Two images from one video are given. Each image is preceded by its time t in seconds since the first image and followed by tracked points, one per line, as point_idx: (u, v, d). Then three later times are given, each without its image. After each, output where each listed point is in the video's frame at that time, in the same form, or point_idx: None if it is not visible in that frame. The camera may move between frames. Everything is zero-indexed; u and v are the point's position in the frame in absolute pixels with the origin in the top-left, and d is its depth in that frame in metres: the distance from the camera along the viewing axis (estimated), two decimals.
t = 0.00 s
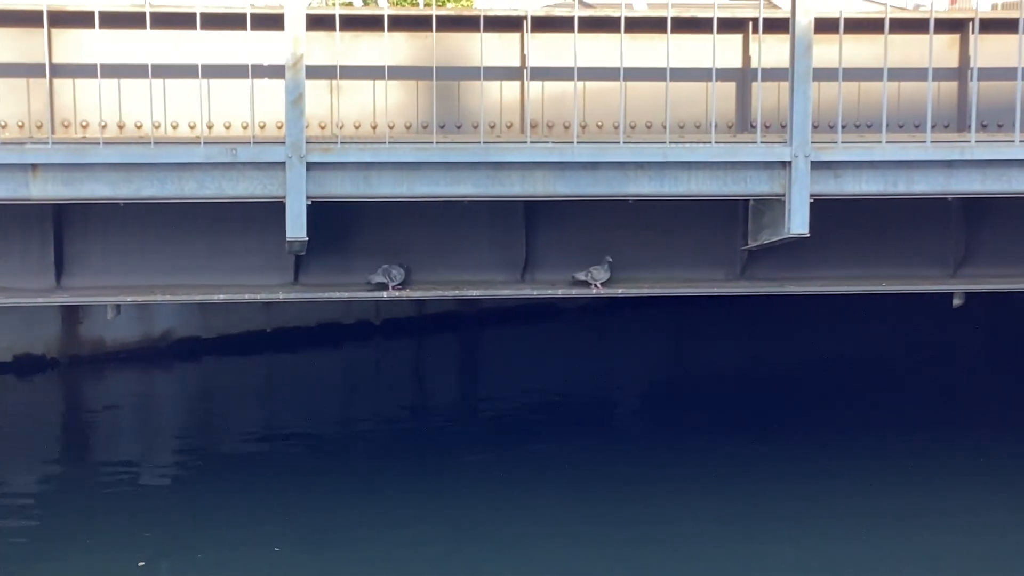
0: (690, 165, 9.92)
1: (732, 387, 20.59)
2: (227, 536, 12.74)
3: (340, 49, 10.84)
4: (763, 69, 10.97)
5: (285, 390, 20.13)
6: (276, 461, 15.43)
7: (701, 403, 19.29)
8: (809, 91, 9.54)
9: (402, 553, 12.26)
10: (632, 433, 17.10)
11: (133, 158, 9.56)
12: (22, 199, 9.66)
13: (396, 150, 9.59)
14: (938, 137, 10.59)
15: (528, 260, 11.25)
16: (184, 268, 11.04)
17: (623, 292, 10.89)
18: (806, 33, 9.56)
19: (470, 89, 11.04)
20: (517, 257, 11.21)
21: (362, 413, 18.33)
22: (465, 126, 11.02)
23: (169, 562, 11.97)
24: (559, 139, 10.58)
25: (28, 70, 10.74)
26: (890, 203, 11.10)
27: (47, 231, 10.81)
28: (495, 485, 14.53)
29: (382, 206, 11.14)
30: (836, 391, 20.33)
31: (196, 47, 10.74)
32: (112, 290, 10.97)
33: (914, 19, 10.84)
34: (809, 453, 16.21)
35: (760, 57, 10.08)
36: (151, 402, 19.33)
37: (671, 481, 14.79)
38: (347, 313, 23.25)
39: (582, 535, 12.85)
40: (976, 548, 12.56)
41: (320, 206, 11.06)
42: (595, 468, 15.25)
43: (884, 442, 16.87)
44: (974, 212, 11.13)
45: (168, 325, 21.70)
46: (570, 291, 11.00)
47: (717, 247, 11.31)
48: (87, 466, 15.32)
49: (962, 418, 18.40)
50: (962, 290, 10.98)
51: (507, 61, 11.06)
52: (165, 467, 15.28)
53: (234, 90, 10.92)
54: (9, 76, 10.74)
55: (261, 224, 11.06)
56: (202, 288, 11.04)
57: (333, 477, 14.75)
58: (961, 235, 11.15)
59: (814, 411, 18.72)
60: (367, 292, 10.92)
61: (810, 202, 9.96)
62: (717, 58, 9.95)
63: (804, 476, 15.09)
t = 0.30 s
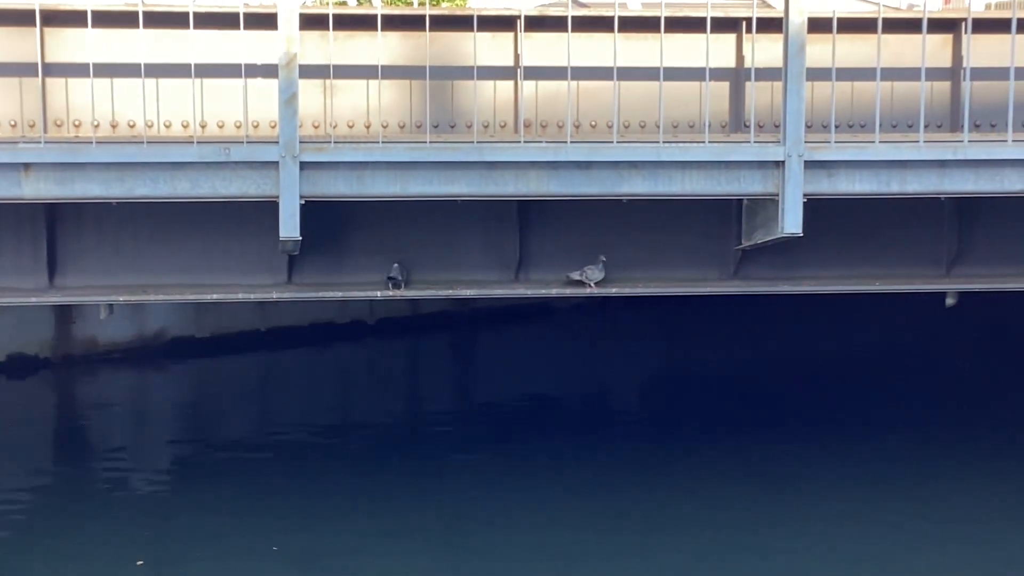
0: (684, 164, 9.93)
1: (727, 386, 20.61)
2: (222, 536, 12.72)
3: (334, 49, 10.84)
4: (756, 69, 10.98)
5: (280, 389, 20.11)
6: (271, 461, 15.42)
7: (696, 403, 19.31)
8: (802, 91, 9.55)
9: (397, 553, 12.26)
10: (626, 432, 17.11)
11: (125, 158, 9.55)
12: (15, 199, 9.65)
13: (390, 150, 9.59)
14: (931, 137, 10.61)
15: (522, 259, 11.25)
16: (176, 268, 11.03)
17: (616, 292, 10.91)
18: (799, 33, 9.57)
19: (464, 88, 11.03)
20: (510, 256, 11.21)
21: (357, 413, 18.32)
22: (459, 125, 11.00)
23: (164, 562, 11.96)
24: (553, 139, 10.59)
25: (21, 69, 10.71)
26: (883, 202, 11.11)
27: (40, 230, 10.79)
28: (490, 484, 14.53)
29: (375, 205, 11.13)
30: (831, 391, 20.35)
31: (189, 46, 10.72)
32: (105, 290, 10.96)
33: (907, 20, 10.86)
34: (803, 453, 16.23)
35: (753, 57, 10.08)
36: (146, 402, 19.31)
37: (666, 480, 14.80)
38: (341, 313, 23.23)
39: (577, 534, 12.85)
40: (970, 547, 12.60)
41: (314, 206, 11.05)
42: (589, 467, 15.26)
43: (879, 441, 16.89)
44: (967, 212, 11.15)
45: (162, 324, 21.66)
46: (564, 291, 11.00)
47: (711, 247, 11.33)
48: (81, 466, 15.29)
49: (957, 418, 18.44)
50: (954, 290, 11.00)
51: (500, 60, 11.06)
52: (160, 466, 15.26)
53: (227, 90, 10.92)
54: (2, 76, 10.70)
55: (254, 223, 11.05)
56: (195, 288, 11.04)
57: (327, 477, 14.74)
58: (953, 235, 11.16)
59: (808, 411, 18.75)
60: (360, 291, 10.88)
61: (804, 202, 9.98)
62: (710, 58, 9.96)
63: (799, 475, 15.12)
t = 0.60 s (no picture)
0: (683, 162, 9.93)
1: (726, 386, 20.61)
2: (222, 535, 12.71)
3: (333, 47, 10.84)
4: (756, 67, 10.98)
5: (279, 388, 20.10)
6: (270, 460, 15.41)
7: (696, 402, 19.31)
8: (802, 90, 9.54)
9: (397, 551, 12.25)
10: (626, 431, 17.10)
11: (125, 156, 9.55)
12: (15, 197, 9.64)
13: (389, 148, 9.58)
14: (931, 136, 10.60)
15: (522, 258, 11.24)
16: (176, 266, 11.01)
17: (616, 290, 10.90)
18: (799, 31, 9.57)
19: (464, 86, 11.01)
20: (511, 254, 11.21)
21: (357, 411, 18.32)
22: (459, 124, 10.99)
23: (164, 560, 11.94)
24: (553, 138, 10.58)
25: (21, 67, 10.71)
26: (883, 201, 11.10)
27: (39, 228, 10.77)
28: (490, 483, 14.52)
29: (375, 204, 11.12)
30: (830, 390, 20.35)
31: (189, 44, 10.72)
32: (104, 287, 10.94)
33: (907, 18, 10.85)
34: (803, 452, 16.23)
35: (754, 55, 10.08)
36: (145, 401, 19.30)
37: (665, 479, 14.79)
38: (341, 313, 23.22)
39: (577, 533, 12.84)
40: (969, 546, 12.59)
41: (314, 204, 11.04)
42: (589, 466, 15.25)
43: (879, 440, 16.90)
44: (967, 211, 11.14)
45: (161, 324, 21.63)
46: (564, 290, 11.01)
47: (711, 245, 11.32)
48: (80, 464, 15.28)
49: (956, 417, 18.43)
50: (954, 289, 10.99)
51: (500, 58, 11.06)
52: (159, 465, 15.25)
53: (227, 88, 10.92)
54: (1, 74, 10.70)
55: (254, 221, 11.06)
56: (195, 286, 11.03)
57: (327, 476, 14.72)
58: (954, 234, 11.14)
59: (808, 410, 18.75)
60: (361, 290, 10.91)
61: (804, 201, 9.98)
62: (710, 57, 9.95)
63: (799, 474, 15.13)
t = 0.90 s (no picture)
0: (688, 160, 9.93)
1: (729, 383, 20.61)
2: (225, 532, 12.72)
3: (339, 45, 10.84)
4: (761, 65, 10.96)
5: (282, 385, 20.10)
6: (274, 457, 15.41)
7: (699, 399, 19.31)
8: (807, 87, 9.54)
9: (401, 549, 12.25)
10: (629, 429, 17.11)
11: (130, 153, 9.55)
12: (19, 194, 9.63)
13: (394, 146, 9.59)
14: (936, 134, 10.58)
15: (526, 256, 11.24)
16: (181, 264, 11.02)
17: (621, 288, 10.90)
18: (804, 29, 9.60)
19: (468, 84, 11.02)
20: (515, 252, 11.21)
21: (360, 409, 18.33)
22: (463, 121, 10.99)
23: (168, 557, 11.95)
24: (557, 135, 10.57)
25: (26, 65, 10.70)
26: (887, 199, 11.09)
27: (44, 226, 10.76)
28: (493, 481, 14.51)
29: (379, 202, 11.10)
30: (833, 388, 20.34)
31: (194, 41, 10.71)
32: (109, 285, 10.94)
33: (912, 16, 10.84)
34: (806, 450, 16.21)
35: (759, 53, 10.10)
36: (149, 398, 19.31)
37: (669, 477, 14.78)
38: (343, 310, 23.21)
39: (580, 531, 12.84)
40: (973, 545, 12.58)
41: (318, 202, 11.03)
42: (592, 464, 15.24)
43: (882, 438, 16.90)
44: (971, 209, 11.13)
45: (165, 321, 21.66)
46: (569, 287, 11.00)
47: (715, 243, 11.32)
48: (85, 461, 15.29)
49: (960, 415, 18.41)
50: (958, 287, 10.97)
51: (505, 55, 11.05)
52: (163, 462, 15.26)
53: (232, 85, 10.91)
54: (6, 71, 10.69)
55: (259, 219, 11.06)
56: (200, 284, 11.03)
57: (330, 473, 14.72)
58: (958, 232, 11.14)
59: (811, 409, 18.73)
60: (365, 287, 10.93)
61: (809, 199, 9.97)
62: (715, 54, 9.92)
63: (803, 472, 15.13)
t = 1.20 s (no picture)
0: (696, 159, 9.93)
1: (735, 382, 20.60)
2: (231, 529, 12.73)
3: (347, 42, 10.83)
4: (770, 63, 10.94)
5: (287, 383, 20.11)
6: (280, 455, 15.42)
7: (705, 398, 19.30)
8: (816, 86, 9.54)
9: (407, 547, 12.25)
10: (635, 427, 17.11)
11: (138, 151, 9.55)
12: (27, 192, 9.64)
13: (402, 144, 9.59)
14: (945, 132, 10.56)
15: (534, 254, 11.24)
16: (188, 262, 11.02)
17: (629, 286, 10.88)
18: (813, 28, 9.56)
19: (477, 82, 11.01)
20: (523, 250, 11.21)
21: (366, 407, 18.34)
22: (471, 120, 10.99)
23: (175, 555, 11.96)
24: (566, 133, 10.57)
25: (34, 62, 10.70)
26: (896, 198, 11.07)
27: (52, 223, 10.77)
28: (498, 479, 14.51)
29: (387, 200, 11.10)
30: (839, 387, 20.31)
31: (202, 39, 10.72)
32: (118, 282, 10.97)
33: (922, 15, 10.82)
34: (812, 449, 16.20)
35: (767, 51, 10.09)
36: (156, 395, 19.34)
37: (675, 476, 14.77)
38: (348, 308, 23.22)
39: (586, 530, 12.84)
40: (981, 545, 12.57)
41: (326, 200, 11.03)
42: (598, 463, 15.23)
43: (888, 437, 16.88)
44: (979, 208, 11.11)
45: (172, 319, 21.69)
46: (577, 285, 10.99)
47: (723, 242, 11.31)
48: (92, 458, 15.32)
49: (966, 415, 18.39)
50: (967, 286, 10.95)
51: (514, 53, 11.04)
52: (169, 460, 15.27)
53: (241, 83, 10.93)
54: (15, 69, 10.69)
55: (267, 216, 11.07)
56: (208, 281, 11.04)
57: (336, 471, 14.73)
58: (967, 231, 11.12)
59: (817, 408, 18.71)
60: (373, 285, 10.94)
61: (817, 197, 9.97)
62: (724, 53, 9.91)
63: (809, 471, 15.13)
